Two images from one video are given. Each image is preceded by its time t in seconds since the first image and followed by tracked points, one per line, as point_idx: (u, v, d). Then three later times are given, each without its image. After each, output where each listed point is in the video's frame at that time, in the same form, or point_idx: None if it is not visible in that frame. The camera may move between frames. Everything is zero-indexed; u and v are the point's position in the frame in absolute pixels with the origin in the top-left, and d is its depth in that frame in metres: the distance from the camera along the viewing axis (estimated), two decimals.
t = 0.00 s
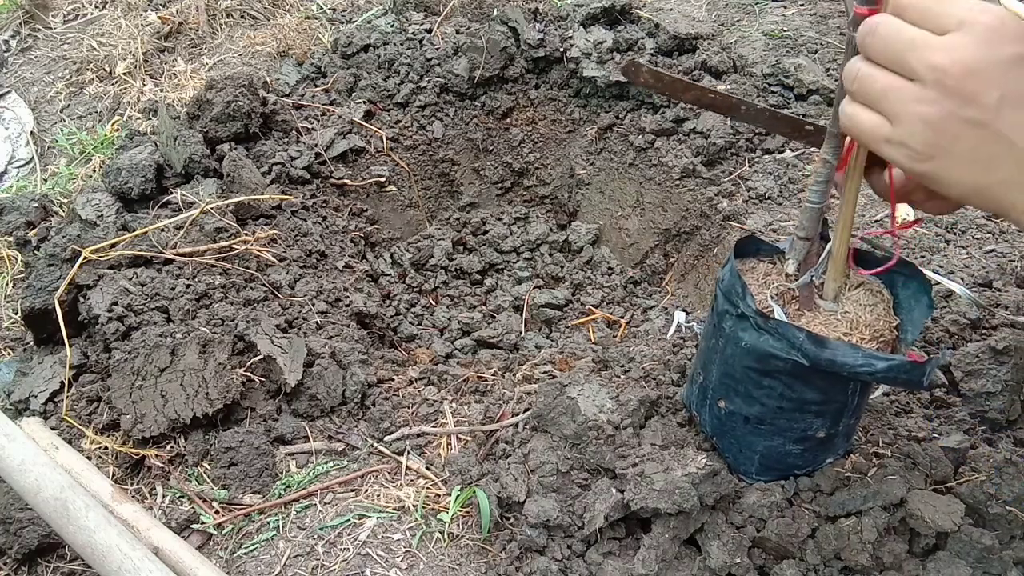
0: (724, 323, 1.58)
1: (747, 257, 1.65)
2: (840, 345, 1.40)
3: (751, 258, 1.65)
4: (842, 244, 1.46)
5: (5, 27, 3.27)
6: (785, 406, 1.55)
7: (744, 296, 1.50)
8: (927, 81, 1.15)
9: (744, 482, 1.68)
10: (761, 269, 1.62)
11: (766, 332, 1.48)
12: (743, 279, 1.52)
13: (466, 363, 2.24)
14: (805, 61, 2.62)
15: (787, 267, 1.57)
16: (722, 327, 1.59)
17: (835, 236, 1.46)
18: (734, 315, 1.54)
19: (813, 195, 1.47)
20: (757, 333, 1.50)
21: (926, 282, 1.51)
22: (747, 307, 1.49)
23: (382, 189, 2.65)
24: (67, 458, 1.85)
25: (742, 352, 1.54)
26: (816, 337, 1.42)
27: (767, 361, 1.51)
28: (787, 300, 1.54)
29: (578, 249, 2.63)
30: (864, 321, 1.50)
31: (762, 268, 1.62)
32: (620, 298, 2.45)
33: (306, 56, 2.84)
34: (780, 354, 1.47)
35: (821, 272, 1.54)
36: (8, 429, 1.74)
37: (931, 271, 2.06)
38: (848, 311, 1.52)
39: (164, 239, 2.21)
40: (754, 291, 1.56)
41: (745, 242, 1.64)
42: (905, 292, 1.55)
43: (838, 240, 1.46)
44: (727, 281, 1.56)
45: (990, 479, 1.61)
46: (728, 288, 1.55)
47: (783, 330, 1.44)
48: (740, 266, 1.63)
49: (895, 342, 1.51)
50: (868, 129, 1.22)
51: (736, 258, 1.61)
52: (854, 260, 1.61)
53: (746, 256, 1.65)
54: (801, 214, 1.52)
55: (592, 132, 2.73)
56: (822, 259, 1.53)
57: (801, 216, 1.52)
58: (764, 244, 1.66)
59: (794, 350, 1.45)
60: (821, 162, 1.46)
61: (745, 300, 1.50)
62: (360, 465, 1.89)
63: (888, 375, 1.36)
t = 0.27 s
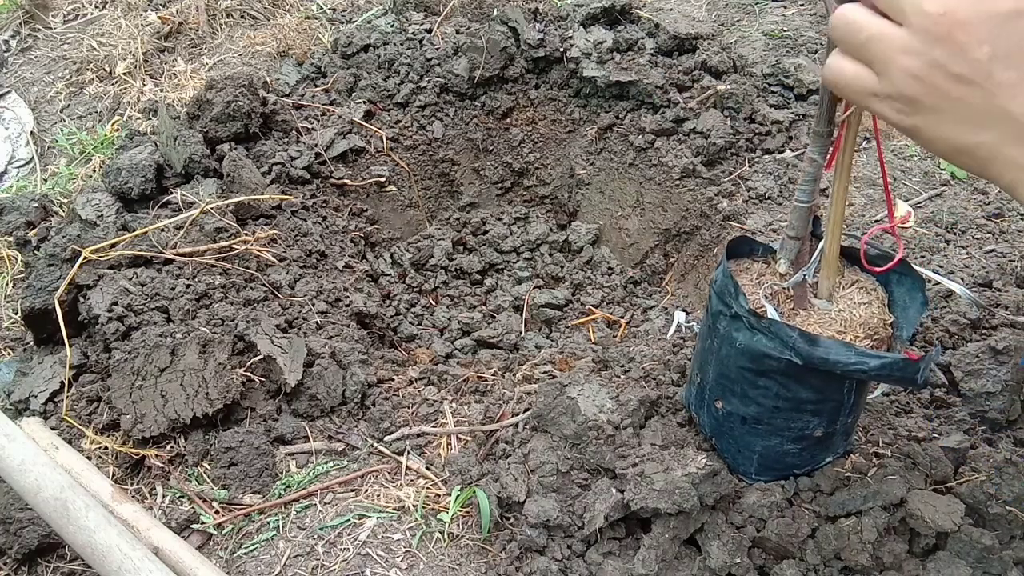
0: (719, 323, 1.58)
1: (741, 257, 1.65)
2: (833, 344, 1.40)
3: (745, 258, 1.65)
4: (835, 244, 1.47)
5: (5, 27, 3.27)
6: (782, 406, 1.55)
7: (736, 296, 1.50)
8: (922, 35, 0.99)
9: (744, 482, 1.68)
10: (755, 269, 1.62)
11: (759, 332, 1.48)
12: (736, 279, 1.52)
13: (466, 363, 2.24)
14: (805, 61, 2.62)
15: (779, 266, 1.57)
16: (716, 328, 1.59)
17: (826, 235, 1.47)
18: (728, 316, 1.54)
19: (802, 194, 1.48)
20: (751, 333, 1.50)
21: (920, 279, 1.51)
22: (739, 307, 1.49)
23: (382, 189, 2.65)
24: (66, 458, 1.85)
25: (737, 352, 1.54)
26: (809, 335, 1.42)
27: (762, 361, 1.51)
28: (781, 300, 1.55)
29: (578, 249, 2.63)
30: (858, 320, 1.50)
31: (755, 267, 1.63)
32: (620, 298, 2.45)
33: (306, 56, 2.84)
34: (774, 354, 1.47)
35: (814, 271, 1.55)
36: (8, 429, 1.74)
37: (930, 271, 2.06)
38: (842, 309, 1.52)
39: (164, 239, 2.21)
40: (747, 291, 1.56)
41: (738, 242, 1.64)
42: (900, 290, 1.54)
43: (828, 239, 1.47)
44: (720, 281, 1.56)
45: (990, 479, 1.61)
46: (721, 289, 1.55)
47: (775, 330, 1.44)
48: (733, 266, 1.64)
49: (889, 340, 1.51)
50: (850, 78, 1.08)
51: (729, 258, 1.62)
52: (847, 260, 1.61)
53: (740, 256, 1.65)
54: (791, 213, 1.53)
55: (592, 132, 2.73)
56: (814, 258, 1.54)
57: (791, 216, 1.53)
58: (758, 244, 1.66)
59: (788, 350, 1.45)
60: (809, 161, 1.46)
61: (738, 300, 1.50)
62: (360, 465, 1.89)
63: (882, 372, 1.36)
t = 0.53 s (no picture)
0: (718, 324, 1.58)
1: (741, 257, 1.65)
2: (833, 344, 1.40)
3: (745, 258, 1.65)
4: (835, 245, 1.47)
5: (5, 27, 3.27)
6: (781, 406, 1.55)
7: (737, 296, 1.50)
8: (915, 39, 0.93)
9: (744, 482, 1.68)
10: (754, 269, 1.62)
11: (759, 333, 1.48)
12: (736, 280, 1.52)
13: (466, 363, 2.24)
14: (805, 61, 2.62)
15: (779, 267, 1.57)
16: (716, 328, 1.59)
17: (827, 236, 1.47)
18: (728, 316, 1.54)
19: (803, 195, 1.48)
20: (751, 334, 1.50)
21: (920, 280, 1.51)
22: (739, 308, 1.49)
23: (382, 189, 2.65)
24: (66, 458, 1.85)
25: (737, 352, 1.55)
26: (809, 336, 1.42)
27: (761, 362, 1.51)
28: (781, 300, 1.55)
29: (578, 249, 2.63)
30: (857, 320, 1.50)
31: (755, 268, 1.63)
32: (620, 298, 2.45)
33: (306, 57, 2.84)
34: (774, 354, 1.47)
35: (814, 271, 1.54)
36: (8, 429, 1.74)
37: (931, 271, 2.06)
38: (841, 310, 1.52)
39: (164, 239, 2.21)
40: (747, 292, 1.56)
41: (738, 242, 1.64)
42: (899, 290, 1.54)
43: (828, 240, 1.47)
44: (719, 282, 1.56)
45: (990, 479, 1.61)
46: (721, 289, 1.55)
47: (775, 330, 1.44)
48: (733, 266, 1.64)
49: (889, 340, 1.51)
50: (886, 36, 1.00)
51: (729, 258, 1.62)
52: (847, 260, 1.61)
53: (740, 256, 1.65)
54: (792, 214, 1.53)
55: (592, 132, 2.73)
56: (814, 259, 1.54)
57: (791, 217, 1.53)
58: (758, 244, 1.66)
59: (788, 350, 1.44)
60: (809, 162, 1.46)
61: (738, 300, 1.50)
62: (360, 465, 1.89)
63: (882, 373, 1.36)
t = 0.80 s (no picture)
0: (719, 323, 1.58)
1: (741, 257, 1.65)
2: (834, 344, 1.39)
3: (746, 258, 1.65)
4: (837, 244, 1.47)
5: (5, 27, 3.27)
6: (782, 406, 1.55)
7: (738, 296, 1.50)
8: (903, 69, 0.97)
9: (744, 482, 1.68)
10: (755, 268, 1.62)
11: (760, 331, 1.48)
12: (737, 279, 1.52)
13: (466, 363, 2.24)
14: (805, 61, 2.63)
15: (781, 267, 1.57)
16: (717, 328, 1.59)
17: (828, 235, 1.47)
18: (729, 316, 1.54)
19: (804, 194, 1.47)
20: (752, 333, 1.50)
21: (921, 280, 1.52)
22: (741, 307, 1.49)
23: (382, 189, 2.65)
24: (67, 458, 1.85)
25: (738, 352, 1.55)
26: (810, 335, 1.42)
27: (763, 361, 1.51)
28: (782, 300, 1.55)
29: (578, 249, 2.63)
30: (858, 319, 1.50)
31: (756, 267, 1.63)
32: (620, 298, 2.45)
33: (306, 57, 2.84)
34: (775, 353, 1.47)
35: (815, 270, 1.54)
36: (8, 429, 1.74)
37: (931, 271, 2.06)
38: (842, 309, 1.52)
39: (164, 239, 2.21)
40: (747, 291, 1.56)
41: (739, 242, 1.64)
42: (901, 290, 1.56)
43: (830, 239, 1.47)
44: (720, 281, 1.56)
45: (990, 478, 1.61)
46: (722, 288, 1.55)
47: (777, 329, 1.44)
48: (734, 266, 1.64)
49: (890, 340, 1.51)
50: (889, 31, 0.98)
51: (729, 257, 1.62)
52: (849, 260, 1.61)
53: (741, 256, 1.65)
54: (793, 212, 1.52)
55: (592, 132, 2.73)
56: (815, 259, 1.53)
57: (792, 216, 1.52)
58: (759, 244, 1.66)
59: (789, 349, 1.44)
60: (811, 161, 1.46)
61: (739, 299, 1.50)
62: (360, 465, 1.89)
63: (883, 373, 1.36)
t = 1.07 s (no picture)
0: (719, 323, 1.58)
1: (740, 257, 1.65)
2: (834, 342, 1.39)
3: (745, 257, 1.65)
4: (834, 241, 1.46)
5: (5, 27, 3.27)
6: (781, 405, 1.55)
7: (736, 295, 1.50)
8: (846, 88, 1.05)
9: (744, 482, 1.68)
10: (754, 268, 1.62)
11: (759, 331, 1.48)
12: (736, 278, 1.52)
13: (466, 363, 2.24)
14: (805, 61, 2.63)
15: (780, 266, 1.58)
16: (716, 327, 1.59)
17: (826, 232, 1.46)
18: (728, 315, 1.54)
19: (801, 192, 1.47)
20: (751, 332, 1.50)
21: (920, 279, 1.51)
22: (739, 306, 1.49)
23: (382, 189, 2.65)
24: (67, 458, 1.85)
25: (737, 351, 1.55)
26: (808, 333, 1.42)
27: (762, 361, 1.51)
28: (781, 299, 1.55)
29: (578, 249, 2.63)
30: (857, 319, 1.50)
31: (755, 267, 1.63)
32: (620, 298, 2.45)
33: (306, 56, 2.84)
34: (774, 353, 1.47)
35: (814, 270, 1.54)
36: (8, 429, 1.74)
37: (930, 270, 2.06)
38: (841, 309, 1.52)
39: (164, 239, 2.21)
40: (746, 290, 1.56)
41: (738, 241, 1.64)
42: (899, 289, 1.54)
43: (827, 237, 1.46)
44: (719, 280, 1.56)
45: (990, 478, 1.61)
46: (721, 287, 1.55)
47: (776, 328, 1.44)
48: (733, 265, 1.64)
49: (889, 340, 1.51)
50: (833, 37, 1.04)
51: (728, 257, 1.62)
52: (847, 259, 1.61)
53: (740, 255, 1.65)
54: (790, 211, 1.52)
55: (592, 132, 2.73)
56: (813, 258, 1.54)
57: (790, 214, 1.52)
58: (757, 243, 1.66)
59: (788, 348, 1.44)
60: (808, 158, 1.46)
61: (738, 299, 1.49)
62: (360, 465, 1.89)
63: (882, 372, 1.36)
